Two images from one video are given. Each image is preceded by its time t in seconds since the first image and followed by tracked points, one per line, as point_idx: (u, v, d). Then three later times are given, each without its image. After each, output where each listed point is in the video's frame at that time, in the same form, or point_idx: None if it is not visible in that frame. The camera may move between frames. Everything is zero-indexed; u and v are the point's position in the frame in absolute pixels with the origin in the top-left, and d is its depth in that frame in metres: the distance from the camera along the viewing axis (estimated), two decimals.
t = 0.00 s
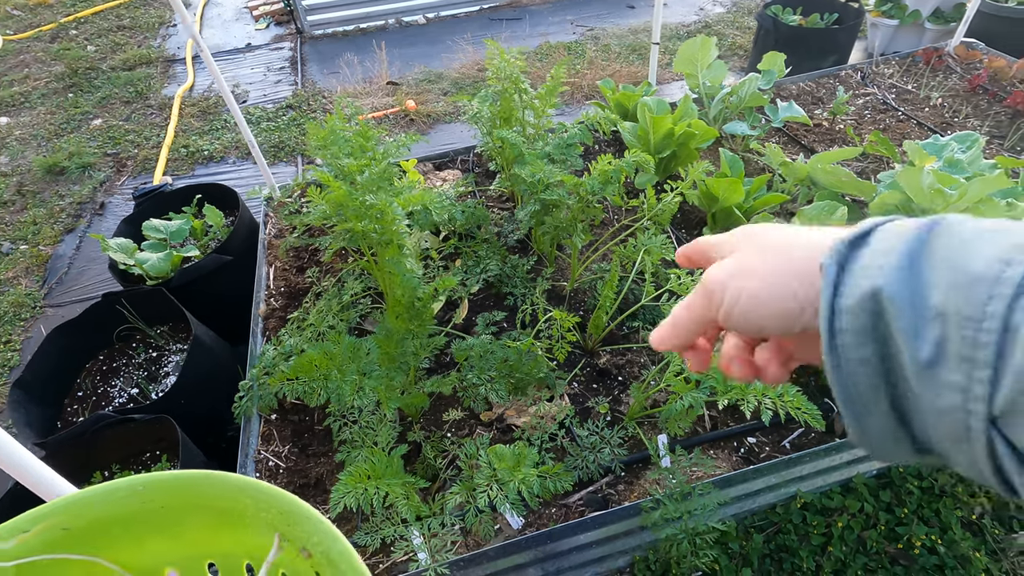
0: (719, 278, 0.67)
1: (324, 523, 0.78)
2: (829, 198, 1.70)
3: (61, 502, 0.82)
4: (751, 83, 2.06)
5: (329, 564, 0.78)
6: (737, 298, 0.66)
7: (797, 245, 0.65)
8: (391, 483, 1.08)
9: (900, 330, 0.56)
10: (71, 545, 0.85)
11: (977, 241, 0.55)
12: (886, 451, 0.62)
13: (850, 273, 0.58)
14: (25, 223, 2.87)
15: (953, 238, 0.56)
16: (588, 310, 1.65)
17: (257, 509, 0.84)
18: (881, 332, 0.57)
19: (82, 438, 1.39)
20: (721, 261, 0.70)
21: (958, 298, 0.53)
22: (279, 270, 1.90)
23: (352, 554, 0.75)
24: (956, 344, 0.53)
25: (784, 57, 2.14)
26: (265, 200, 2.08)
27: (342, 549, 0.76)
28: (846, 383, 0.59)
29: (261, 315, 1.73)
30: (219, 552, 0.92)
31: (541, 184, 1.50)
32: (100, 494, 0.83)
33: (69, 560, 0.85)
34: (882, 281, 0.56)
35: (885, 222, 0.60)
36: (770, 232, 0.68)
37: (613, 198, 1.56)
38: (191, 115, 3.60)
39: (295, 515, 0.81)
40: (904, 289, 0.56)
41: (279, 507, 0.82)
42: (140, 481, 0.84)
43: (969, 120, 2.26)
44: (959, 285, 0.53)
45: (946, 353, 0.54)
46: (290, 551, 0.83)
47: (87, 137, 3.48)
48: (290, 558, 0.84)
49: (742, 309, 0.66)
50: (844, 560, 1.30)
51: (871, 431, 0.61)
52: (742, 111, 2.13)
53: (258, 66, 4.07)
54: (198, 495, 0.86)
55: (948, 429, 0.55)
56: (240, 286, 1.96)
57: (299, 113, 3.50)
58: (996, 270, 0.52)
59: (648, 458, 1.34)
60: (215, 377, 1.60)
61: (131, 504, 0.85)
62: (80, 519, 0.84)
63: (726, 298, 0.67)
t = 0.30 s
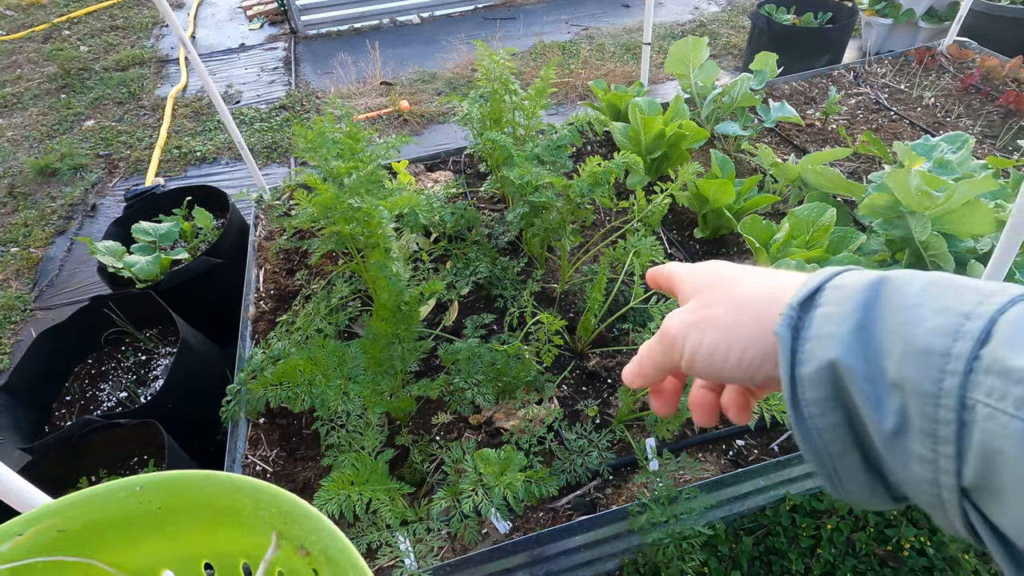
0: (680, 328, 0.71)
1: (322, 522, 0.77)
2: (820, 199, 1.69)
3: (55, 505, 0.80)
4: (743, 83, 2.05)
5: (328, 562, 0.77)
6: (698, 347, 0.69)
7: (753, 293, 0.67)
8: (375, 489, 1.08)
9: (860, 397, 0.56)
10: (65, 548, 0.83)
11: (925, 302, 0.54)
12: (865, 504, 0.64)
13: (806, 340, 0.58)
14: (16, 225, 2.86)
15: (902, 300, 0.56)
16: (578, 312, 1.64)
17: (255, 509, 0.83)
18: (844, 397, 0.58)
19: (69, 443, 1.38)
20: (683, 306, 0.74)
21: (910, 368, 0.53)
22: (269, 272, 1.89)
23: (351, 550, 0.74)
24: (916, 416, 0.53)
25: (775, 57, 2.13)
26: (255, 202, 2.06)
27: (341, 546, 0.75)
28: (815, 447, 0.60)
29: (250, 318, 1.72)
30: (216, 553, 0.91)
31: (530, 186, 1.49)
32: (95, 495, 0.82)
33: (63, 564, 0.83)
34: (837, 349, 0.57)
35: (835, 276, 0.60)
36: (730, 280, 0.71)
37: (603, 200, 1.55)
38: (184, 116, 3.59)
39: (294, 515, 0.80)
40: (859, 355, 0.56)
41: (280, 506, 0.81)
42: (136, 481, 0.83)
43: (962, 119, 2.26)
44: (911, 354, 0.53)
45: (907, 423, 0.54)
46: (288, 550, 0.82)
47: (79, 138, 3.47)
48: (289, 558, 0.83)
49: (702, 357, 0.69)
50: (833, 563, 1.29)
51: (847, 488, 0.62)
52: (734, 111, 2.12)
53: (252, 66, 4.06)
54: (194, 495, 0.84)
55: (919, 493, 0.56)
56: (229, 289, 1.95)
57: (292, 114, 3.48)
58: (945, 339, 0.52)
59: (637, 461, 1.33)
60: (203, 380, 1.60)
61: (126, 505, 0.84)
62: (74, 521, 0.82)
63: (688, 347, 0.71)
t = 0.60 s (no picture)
0: (678, 362, 0.71)
1: (330, 515, 0.78)
2: (815, 201, 1.68)
3: (66, 490, 0.80)
4: (740, 84, 2.04)
5: (335, 554, 0.78)
6: (696, 382, 0.69)
7: (753, 328, 0.67)
8: (361, 491, 1.08)
9: (860, 446, 0.56)
10: (77, 531, 0.83)
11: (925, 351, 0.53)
12: (871, 545, 0.64)
13: (804, 386, 0.57)
14: (16, 224, 2.88)
15: (902, 347, 0.55)
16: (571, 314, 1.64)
17: (264, 499, 0.83)
18: (843, 444, 0.57)
19: (62, 442, 1.39)
20: (682, 337, 0.73)
21: (911, 421, 0.52)
22: (264, 272, 1.89)
23: (357, 544, 0.75)
24: (917, 469, 0.52)
25: (773, 58, 2.12)
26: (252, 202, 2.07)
27: (348, 540, 0.76)
28: (817, 491, 0.60)
29: (244, 318, 1.73)
30: (225, 539, 0.92)
31: (522, 187, 1.48)
32: (105, 481, 0.82)
33: (74, 547, 0.84)
34: (836, 398, 0.56)
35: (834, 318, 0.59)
36: (729, 313, 0.70)
37: (596, 201, 1.55)
38: (184, 116, 3.60)
39: (301, 507, 0.81)
40: (858, 404, 0.55)
41: (290, 497, 0.81)
42: (147, 469, 0.82)
43: (961, 121, 2.25)
44: (911, 407, 0.52)
45: (909, 476, 0.53)
46: (296, 540, 0.84)
47: (80, 137, 3.48)
48: (297, 547, 0.84)
49: (701, 393, 0.69)
50: (825, 566, 1.28)
51: (852, 529, 0.62)
52: (731, 112, 2.11)
53: (252, 65, 4.06)
54: (204, 484, 0.85)
55: (924, 544, 0.55)
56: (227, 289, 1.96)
57: (291, 113, 3.49)
58: (946, 393, 0.51)
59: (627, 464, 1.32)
60: (197, 379, 1.60)
61: (137, 492, 0.84)
62: (85, 506, 0.82)
63: (686, 381, 0.70)
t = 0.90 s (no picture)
0: (681, 356, 0.72)
1: (331, 505, 0.78)
2: (829, 203, 1.66)
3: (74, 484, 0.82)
4: (756, 83, 2.02)
5: (336, 545, 0.78)
6: (699, 376, 0.71)
7: (757, 324, 0.68)
8: (367, 485, 1.10)
9: (869, 446, 0.57)
10: (85, 527, 0.85)
11: (935, 351, 0.54)
12: (879, 546, 0.65)
13: (811, 385, 0.59)
14: (36, 215, 2.93)
15: (912, 347, 0.55)
16: (580, 313, 1.64)
17: (267, 492, 0.84)
18: (851, 443, 0.59)
19: (77, 430, 1.42)
20: (686, 330, 0.75)
21: (921, 421, 0.53)
22: (276, 266, 1.91)
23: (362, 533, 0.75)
24: (926, 470, 0.53)
25: (790, 57, 2.10)
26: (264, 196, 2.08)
27: (350, 528, 0.76)
28: (824, 490, 0.62)
29: (256, 312, 1.75)
30: (230, 534, 0.92)
31: (533, 185, 1.48)
32: (114, 474, 0.84)
33: (82, 541, 0.85)
34: (843, 397, 0.57)
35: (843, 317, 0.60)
36: (735, 307, 0.71)
37: (607, 200, 1.54)
38: (201, 111, 3.64)
39: (301, 499, 0.81)
40: (866, 403, 0.57)
41: (294, 488, 0.82)
42: (153, 463, 0.84)
43: (982, 122, 2.21)
44: (921, 407, 0.53)
45: (917, 476, 0.54)
46: (298, 533, 0.84)
47: (99, 131, 3.53)
48: (300, 539, 0.84)
49: (703, 387, 0.71)
50: (833, 572, 1.27)
51: (859, 529, 0.64)
52: (746, 111, 2.09)
53: (268, 61, 4.09)
54: (208, 478, 0.86)
55: (932, 544, 0.57)
56: (239, 282, 1.98)
57: (306, 109, 3.51)
58: (956, 394, 0.51)
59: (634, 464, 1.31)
60: (208, 371, 1.62)
61: (144, 487, 0.86)
62: (94, 501, 0.84)
63: (688, 374, 0.72)
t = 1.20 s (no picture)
0: (622, 367, 0.76)
1: (294, 503, 0.80)
2: (869, 201, 1.65)
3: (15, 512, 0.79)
4: (793, 80, 2.00)
5: (311, 546, 0.79)
6: (639, 388, 0.75)
7: (692, 336, 0.73)
8: (411, 472, 1.10)
9: (802, 442, 0.63)
10: (31, 561, 0.81)
11: (850, 349, 0.61)
12: (818, 527, 0.72)
13: (745, 392, 0.65)
14: (73, 203, 3.00)
15: (827, 347, 0.62)
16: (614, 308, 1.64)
17: (225, 501, 0.84)
18: (787, 440, 0.65)
19: (121, 412, 1.45)
20: (627, 343, 0.78)
21: (845, 416, 0.60)
22: (311, 257, 1.93)
23: (334, 531, 0.76)
24: (854, 459, 0.60)
25: (828, 53, 2.07)
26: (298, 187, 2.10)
27: (322, 528, 0.78)
28: (768, 484, 0.69)
29: (292, 301, 1.77)
30: (185, 546, 0.91)
31: (571, 179, 1.48)
32: (63, 498, 0.81)
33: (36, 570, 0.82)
34: (775, 399, 0.63)
35: (765, 323, 0.67)
36: (670, 318, 0.76)
37: (644, 195, 1.54)
38: (231, 103, 3.68)
39: (267, 502, 0.82)
40: (795, 403, 0.63)
41: (260, 495, 0.82)
42: (96, 484, 0.82)
43: None
44: (843, 403, 0.60)
45: (847, 465, 0.61)
46: (265, 539, 0.84)
47: (133, 122, 3.60)
48: (266, 544, 0.84)
49: (644, 398, 0.75)
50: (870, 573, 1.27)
51: (800, 515, 0.71)
52: (782, 109, 2.07)
53: (296, 55, 4.13)
54: (162, 494, 0.84)
55: (866, 524, 0.64)
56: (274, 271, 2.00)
57: (334, 102, 3.54)
58: (871, 388, 0.58)
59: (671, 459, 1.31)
60: (245, 360, 1.64)
61: (92, 508, 0.83)
62: (42, 526, 0.81)
63: (629, 386, 0.76)
